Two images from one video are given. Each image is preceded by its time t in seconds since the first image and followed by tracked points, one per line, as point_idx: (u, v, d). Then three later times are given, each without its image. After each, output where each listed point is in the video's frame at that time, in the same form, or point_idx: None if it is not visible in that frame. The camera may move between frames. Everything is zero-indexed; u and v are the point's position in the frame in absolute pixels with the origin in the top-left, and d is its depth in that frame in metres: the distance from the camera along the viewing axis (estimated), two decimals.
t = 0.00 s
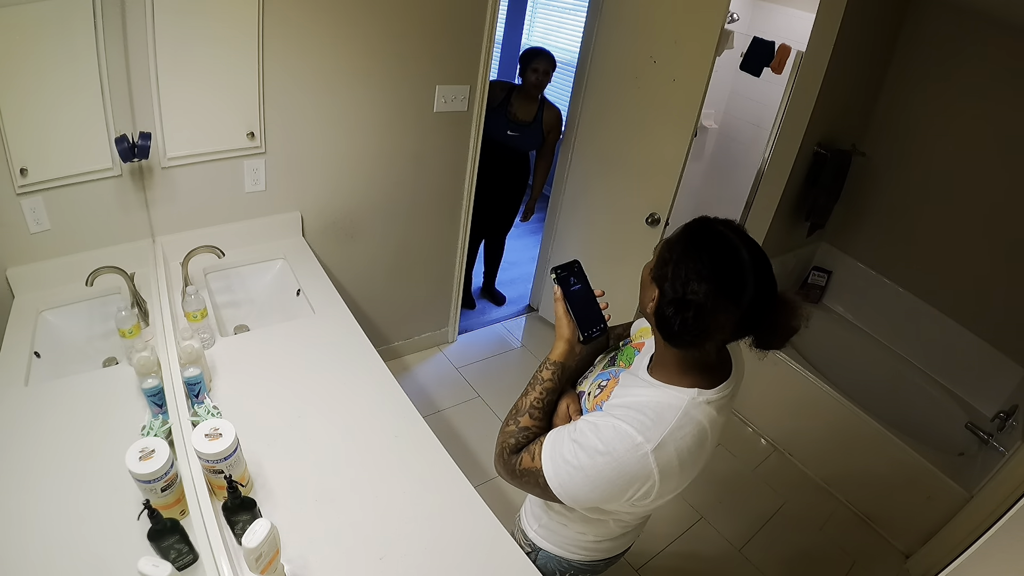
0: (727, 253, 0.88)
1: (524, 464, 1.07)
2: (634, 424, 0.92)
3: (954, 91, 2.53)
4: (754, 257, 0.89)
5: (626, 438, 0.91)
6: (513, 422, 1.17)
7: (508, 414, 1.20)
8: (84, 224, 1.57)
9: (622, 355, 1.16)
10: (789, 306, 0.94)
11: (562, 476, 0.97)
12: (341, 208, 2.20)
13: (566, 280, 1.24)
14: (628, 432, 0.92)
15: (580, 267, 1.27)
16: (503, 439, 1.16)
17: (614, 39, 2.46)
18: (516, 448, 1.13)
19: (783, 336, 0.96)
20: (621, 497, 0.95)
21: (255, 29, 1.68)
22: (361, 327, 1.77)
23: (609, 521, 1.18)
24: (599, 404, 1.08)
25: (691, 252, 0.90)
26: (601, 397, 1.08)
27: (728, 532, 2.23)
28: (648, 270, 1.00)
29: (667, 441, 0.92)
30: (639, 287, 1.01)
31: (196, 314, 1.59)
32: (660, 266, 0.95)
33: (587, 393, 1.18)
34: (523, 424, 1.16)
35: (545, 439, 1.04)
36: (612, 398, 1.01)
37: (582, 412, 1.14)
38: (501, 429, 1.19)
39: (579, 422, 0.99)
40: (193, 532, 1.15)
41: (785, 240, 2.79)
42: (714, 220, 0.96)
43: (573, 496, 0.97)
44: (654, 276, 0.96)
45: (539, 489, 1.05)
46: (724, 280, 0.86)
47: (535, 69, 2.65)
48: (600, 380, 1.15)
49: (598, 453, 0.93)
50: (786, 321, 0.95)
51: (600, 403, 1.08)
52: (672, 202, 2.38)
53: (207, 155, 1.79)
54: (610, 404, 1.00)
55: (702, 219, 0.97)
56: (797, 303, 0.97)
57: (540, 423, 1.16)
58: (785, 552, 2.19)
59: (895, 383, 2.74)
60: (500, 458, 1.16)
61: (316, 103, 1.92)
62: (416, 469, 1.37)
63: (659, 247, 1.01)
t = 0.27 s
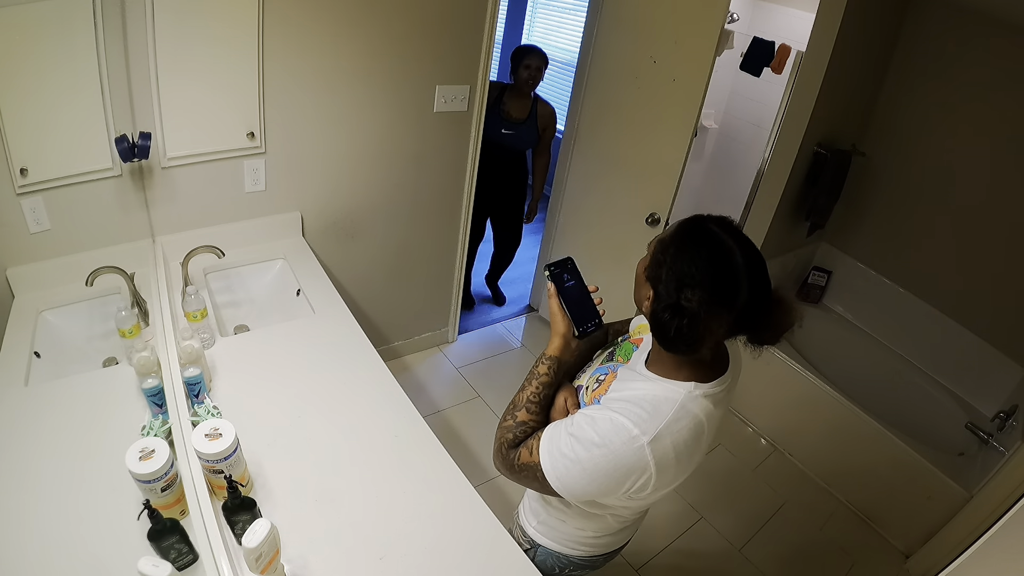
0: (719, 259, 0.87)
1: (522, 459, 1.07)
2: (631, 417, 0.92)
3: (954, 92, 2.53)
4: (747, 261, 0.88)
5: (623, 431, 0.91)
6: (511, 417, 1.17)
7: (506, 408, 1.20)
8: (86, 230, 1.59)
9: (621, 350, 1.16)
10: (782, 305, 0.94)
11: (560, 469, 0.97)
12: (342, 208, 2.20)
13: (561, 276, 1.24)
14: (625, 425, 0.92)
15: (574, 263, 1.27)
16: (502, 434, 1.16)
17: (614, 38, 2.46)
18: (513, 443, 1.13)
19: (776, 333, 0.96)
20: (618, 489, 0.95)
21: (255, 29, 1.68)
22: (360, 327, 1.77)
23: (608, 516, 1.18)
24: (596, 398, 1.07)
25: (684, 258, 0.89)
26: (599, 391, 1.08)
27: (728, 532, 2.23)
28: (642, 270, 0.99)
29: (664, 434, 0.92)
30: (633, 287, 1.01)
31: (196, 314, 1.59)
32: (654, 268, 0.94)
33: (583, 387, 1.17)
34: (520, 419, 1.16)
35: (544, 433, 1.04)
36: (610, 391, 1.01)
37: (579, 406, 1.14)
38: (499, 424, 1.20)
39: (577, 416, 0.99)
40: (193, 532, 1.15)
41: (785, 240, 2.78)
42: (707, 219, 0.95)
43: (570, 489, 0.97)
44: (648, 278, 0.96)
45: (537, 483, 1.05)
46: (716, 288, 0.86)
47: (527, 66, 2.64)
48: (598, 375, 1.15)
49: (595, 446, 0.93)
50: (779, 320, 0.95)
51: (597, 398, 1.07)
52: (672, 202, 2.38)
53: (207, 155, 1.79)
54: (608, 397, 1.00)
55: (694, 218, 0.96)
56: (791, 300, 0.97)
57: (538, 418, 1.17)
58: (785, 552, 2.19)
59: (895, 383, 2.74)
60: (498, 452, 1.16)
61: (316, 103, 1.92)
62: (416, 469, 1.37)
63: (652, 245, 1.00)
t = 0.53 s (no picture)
0: (713, 251, 0.88)
1: (521, 462, 1.07)
2: (629, 415, 0.92)
3: (954, 92, 2.53)
4: (740, 254, 0.88)
5: (621, 430, 0.91)
6: (509, 421, 1.17)
7: (503, 413, 1.20)
8: (87, 229, 1.59)
9: (615, 349, 1.16)
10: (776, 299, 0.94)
11: (559, 470, 0.97)
12: (341, 208, 2.20)
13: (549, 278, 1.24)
14: (623, 424, 0.92)
15: (561, 264, 1.26)
16: (500, 439, 1.16)
17: (614, 38, 2.46)
18: (511, 446, 1.13)
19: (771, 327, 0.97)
20: (619, 488, 0.96)
21: (255, 29, 1.68)
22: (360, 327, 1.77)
23: (606, 513, 1.19)
24: (593, 397, 1.07)
25: (677, 251, 0.89)
26: (595, 391, 1.08)
27: (728, 532, 2.23)
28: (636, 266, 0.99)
29: (663, 431, 0.92)
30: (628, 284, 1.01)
31: (196, 314, 1.59)
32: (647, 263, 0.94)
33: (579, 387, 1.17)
34: (517, 422, 1.16)
35: (542, 435, 1.04)
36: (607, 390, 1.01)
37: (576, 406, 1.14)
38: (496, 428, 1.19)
39: (574, 416, 0.99)
40: (194, 532, 1.15)
41: (785, 240, 2.79)
42: (699, 213, 0.96)
43: (571, 489, 0.97)
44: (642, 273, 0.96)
45: (537, 485, 1.05)
46: (710, 280, 0.87)
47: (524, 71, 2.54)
48: (593, 374, 1.15)
49: (594, 446, 0.93)
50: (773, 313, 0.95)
51: (594, 397, 1.07)
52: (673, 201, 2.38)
53: (207, 155, 1.79)
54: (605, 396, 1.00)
55: (687, 213, 0.96)
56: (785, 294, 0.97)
57: (535, 420, 1.17)
58: (785, 552, 2.19)
59: (894, 383, 2.75)
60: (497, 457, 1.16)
61: (316, 103, 1.92)
62: (415, 468, 1.37)
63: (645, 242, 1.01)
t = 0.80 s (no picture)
0: (704, 250, 0.87)
1: (521, 468, 1.07)
2: (628, 419, 0.92)
3: (954, 92, 2.53)
4: (733, 252, 0.88)
5: (621, 434, 0.91)
6: (508, 427, 1.17)
7: (502, 419, 1.20)
8: (87, 229, 1.59)
9: (613, 351, 1.16)
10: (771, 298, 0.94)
11: (560, 475, 0.97)
12: (341, 208, 2.20)
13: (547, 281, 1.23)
14: (622, 428, 0.92)
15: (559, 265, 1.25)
16: (499, 444, 1.16)
17: (614, 38, 2.46)
18: (512, 452, 1.13)
19: (767, 326, 0.96)
20: (621, 491, 0.96)
21: (255, 28, 1.68)
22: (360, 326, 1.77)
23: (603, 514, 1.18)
24: (592, 401, 1.07)
25: (668, 250, 0.89)
26: (594, 394, 1.07)
27: (728, 532, 2.23)
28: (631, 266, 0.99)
29: (662, 434, 0.92)
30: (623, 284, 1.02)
31: (196, 314, 1.59)
32: (641, 264, 0.94)
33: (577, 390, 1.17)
34: (517, 428, 1.16)
35: (542, 440, 1.04)
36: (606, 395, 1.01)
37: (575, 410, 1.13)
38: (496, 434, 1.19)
39: (574, 422, 0.99)
40: (194, 532, 1.15)
41: (785, 240, 2.79)
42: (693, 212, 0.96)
43: (573, 494, 0.98)
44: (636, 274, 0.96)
45: (538, 491, 1.05)
46: (701, 279, 0.87)
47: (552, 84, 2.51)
48: (592, 377, 1.14)
49: (594, 450, 0.93)
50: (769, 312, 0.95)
51: (593, 400, 1.07)
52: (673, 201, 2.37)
53: (207, 155, 1.79)
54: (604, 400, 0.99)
55: (680, 213, 0.96)
56: (781, 293, 0.97)
57: (534, 425, 1.17)
58: (785, 552, 2.19)
59: (895, 383, 2.74)
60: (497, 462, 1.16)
61: (316, 103, 1.92)
62: (414, 469, 1.37)
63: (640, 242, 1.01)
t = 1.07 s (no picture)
0: (701, 252, 0.88)
1: (519, 472, 1.07)
2: (625, 423, 0.92)
3: (954, 92, 2.53)
4: (731, 254, 0.88)
5: (618, 438, 0.91)
6: (506, 431, 1.16)
7: (500, 422, 1.19)
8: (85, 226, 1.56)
9: (611, 354, 1.16)
10: (771, 301, 0.94)
11: (558, 480, 0.97)
12: (341, 208, 2.20)
13: (547, 286, 1.24)
14: (620, 433, 0.92)
15: (560, 270, 1.26)
16: (497, 449, 1.15)
17: (614, 38, 2.46)
18: (509, 457, 1.13)
19: (767, 328, 0.96)
20: (618, 496, 0.95)
21: (255, 28, 1.68)
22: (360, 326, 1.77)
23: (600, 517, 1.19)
24: (591, 404, 1.08)
25: (666, 253, 0.90)
26: (592, 398, 1.08)
27: (728, 532, 2.23)
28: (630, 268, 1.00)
29: (659, 439, 0.92)
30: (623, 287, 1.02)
31: (196, 314, 1.59)
32: (639, 266, 0.95)
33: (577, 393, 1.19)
34: (515, 432, 1.16)
35: (539, 444, 1.04)
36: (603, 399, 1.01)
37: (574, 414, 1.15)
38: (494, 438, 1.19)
39: (571, 426, 0.99)
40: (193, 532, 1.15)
41: (785, 240, 2.79)
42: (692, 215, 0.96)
43: (570, 498, 0.97)
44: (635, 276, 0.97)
45: (536, 494, 1.05)
46: (698, 281, 0.87)
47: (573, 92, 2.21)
48: (590, 381, 1.15)
49: (591, 455, 0.93)
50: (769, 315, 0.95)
51: (592, 403, 1.08)
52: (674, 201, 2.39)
53: (207, 155, 1.79)
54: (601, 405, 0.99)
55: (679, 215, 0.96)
56: (781, 296, 0.97)
57: (532, 428, 1.17)
58: (785, 552, 2.19)
59: (894, 383, 2.74)
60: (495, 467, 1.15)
61: (316, 103, 1.92)
62: (413, 468, 1.37)
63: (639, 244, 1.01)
